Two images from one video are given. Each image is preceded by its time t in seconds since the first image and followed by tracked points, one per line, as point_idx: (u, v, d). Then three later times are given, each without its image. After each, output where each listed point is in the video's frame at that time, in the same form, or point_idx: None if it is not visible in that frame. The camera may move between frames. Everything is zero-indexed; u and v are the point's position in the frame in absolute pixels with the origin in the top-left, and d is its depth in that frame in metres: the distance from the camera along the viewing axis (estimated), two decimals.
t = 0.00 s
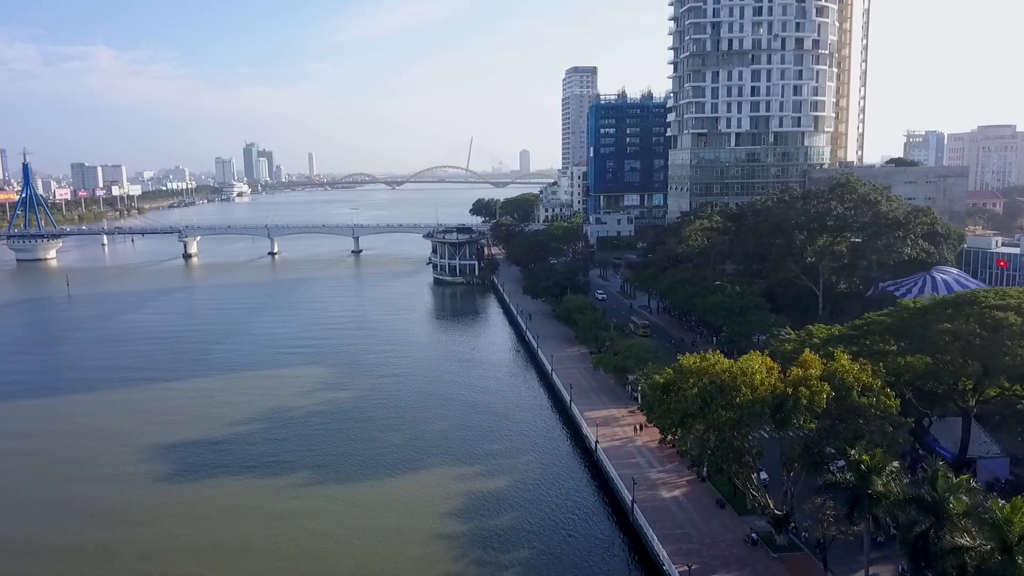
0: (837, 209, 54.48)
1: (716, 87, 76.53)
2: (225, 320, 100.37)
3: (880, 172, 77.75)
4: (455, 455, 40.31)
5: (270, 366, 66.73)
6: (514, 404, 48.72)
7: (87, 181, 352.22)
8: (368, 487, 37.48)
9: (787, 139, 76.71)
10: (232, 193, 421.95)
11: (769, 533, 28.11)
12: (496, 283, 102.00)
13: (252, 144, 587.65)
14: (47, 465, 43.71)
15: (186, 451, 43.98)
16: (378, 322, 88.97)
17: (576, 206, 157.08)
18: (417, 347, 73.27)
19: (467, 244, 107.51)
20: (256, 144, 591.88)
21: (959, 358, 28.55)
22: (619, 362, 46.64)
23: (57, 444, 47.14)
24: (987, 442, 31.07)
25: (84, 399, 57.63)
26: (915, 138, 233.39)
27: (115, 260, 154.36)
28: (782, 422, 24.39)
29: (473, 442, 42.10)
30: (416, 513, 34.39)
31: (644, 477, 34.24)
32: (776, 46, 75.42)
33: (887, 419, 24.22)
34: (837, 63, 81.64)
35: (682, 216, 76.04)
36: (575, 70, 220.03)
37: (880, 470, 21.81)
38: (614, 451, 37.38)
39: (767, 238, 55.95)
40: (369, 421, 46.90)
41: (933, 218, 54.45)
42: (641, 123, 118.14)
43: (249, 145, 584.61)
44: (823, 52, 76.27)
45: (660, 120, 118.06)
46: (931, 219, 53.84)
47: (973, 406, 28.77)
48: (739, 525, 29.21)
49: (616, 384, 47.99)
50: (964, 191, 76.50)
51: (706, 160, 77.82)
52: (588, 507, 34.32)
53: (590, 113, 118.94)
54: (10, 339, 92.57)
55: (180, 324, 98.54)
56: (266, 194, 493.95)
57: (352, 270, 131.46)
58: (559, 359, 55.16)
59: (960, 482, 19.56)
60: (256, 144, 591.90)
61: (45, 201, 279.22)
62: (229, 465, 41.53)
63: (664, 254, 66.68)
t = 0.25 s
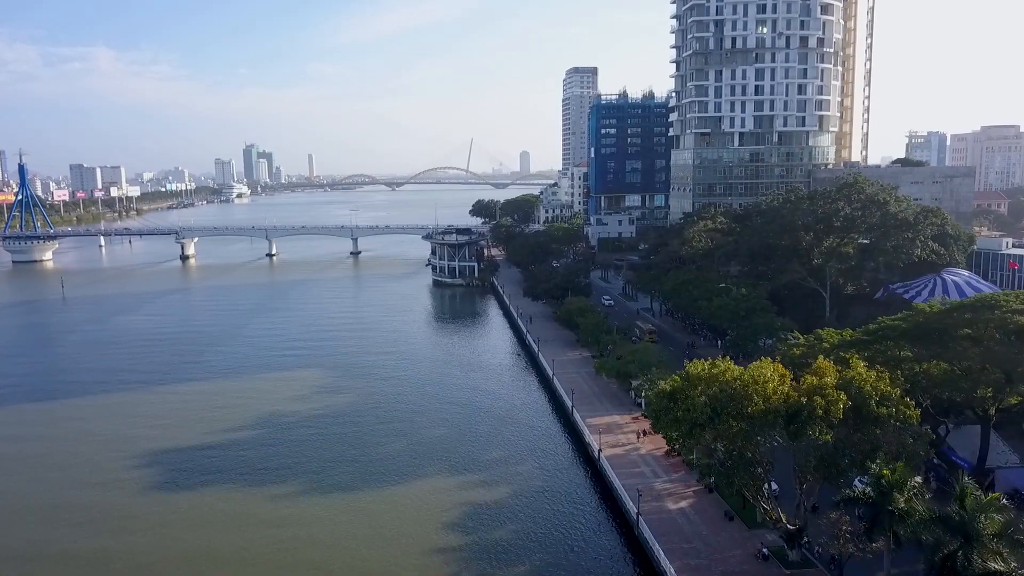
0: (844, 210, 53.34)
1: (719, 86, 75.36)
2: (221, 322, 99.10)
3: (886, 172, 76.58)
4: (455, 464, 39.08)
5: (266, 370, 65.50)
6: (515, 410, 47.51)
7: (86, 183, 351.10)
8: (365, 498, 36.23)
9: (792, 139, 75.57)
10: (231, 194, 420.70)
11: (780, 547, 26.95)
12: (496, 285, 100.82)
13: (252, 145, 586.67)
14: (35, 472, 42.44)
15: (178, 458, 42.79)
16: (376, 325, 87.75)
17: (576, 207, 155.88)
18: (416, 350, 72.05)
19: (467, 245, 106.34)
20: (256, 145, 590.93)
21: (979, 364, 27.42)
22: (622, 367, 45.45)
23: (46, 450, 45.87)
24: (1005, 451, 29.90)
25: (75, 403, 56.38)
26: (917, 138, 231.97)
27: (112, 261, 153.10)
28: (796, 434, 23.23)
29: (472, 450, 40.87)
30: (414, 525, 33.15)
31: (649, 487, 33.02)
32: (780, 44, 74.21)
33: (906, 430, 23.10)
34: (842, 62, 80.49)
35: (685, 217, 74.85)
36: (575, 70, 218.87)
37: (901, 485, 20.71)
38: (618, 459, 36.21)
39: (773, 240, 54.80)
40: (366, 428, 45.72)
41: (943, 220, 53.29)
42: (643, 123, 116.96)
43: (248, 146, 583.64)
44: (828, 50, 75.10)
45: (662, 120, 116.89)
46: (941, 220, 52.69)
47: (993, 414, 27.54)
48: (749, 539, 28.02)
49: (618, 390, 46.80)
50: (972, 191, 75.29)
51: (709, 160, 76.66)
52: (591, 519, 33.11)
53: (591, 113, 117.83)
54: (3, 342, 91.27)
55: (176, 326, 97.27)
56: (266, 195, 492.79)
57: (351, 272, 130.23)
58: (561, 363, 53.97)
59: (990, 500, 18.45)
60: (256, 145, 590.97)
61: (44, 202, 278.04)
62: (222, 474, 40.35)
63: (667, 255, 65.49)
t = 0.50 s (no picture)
0: (853, 211, 52.09)
1: (723, 85, 74.05)
2: (217, 325, 97.81)
3: (892, 172, 75.28)
4: (453, 474, 37.76)
5: (261, 375, 64.21)
6: (515, 417, 46.18)
7: (84, 184, 349.84)
8: (359, 511, 34.84)
9: (796, 138, 74.29)
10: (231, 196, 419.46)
11: (794, 565, 25.65)
12: (496, 287, 99.55)
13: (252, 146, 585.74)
14: (19, 481, 41.10)
15: (167, 467, 41.51)
16: (374, 328, 86.44)
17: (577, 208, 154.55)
18: (414, 354, 70.75)
19: (467, 247, 105.04)
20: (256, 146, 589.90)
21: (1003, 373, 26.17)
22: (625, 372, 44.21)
23: (31, 457, 44.50)
24: None
25: (64, 409, 55.03)
26: (920, 139, 230.53)
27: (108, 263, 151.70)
28: (813, 449, 21.87)
29: (471, 459, 39.53)
30: (409, 540, 31.77)
31: (655, 500, 31.68)
32: (785, 42, 72.90)
33: (930, 444, 21.83)
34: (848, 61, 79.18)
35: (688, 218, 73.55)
36: (575, 70, 217.29)
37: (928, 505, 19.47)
38: (622, 470, 34.91)
39: (779, 241, 53.51)
40: (362, 435, 44.43)
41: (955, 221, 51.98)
42: (644, 123, 115.68)
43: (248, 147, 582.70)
44: (834, 48, 73.78)
45: (664, 120, 115.61)
46: (953, 221, 51.39)
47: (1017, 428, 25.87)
48: (761, 557, 26.70)
49: (621, 396, 45.48)
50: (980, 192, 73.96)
51: (712, 160, 75.37)
52: (594, 534, 31.79)
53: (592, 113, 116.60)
54: None
55: (171, 329, 95.98)
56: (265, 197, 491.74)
57: (350, 274, 128.96)
58: (562, 368, 52.67)
59: None
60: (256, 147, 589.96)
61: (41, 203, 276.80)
62: (212, 484, 39.08)
63: (670, 257, 64.17)
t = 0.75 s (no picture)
0: (863, 211, 50.79)
1: (727, 83, 72.72)
2: (213, 328, 96.47)
3: (900, 173, 73.90)
4: (451, 486, 36.38)
5: (256, 380, 62.88)
6: (516, 424, 44.83)
7: (82, 184, 348.57)
8: (352, 524, 33.43)
9: (802, 138, 72.93)
10: (230, 197, 418.18)
11: None
12: (496, 289, 98.20)
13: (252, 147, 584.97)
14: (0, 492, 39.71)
15: (155, 478, 40.15)
16: (371, 331, 85.07)
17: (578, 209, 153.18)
18: (412, 358, 69.40)
19: (466, 248, 103.70)
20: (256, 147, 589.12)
21: None
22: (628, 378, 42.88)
23: (14, 466, 43.19)
24: None
25: (52, 415, 53.69)
26: (923, 139, 229.18)
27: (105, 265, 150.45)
28: (834, 467, 20.41)
29: (469, 469, 38.14)
30: (403, 557, 30.35)
31: (662, 515, 30.27)
32: (790, 40, 71.51)
33: (959, 461, 20.43)
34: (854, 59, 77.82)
35: (691, 219, 72.21)
36: (576, 70, 215.93)
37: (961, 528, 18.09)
38: (626, 483, 33.51)
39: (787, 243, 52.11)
40: (356, 444, 43.07)
41: (967, 222, 50.63)
42: (646, 123, 114.37)
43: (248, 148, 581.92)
44: (840, 46, 72.41)
45: (666, 120, 114.26)
46: (965, 223, 50.04)
47: None
48: None
49: (624, 403, 44.13)
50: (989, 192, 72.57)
51: (716, 160, 74.04)
52: (597, 551, 30.39)
53: (594, 113, 115.39)
54: None
55: (167, 332, 94.64)
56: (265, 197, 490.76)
57: (348, 276, 127.60)
58: (564, 374, 51.30)
59: None
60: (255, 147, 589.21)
61: (39, 203, 275.94)
62: (201, 495, 37.74)
63: (673, 259, 62.84)
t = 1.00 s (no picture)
0: (874, 212, 49.37)
1: (732, 81, 71.24)
2: (209, 331, 95.10)
3: (908, 173, 72.41)
4: (447, 499, 34.90)
5: (249, 386, 61.44)
6: (515, 433, 43.34)
7: (80, 185, 347.10)
8: (345, 540, 31.95)
9: (808, 137, 71.45)
10: (229, 197, 416.80)
11: None
12: (496, 291, 96.77)
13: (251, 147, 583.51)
14: None
15: (140, 491, 38.69)
16: (369, 334, 83.65)
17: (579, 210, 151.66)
18: (410, 362, 67.98)
19: (465, 250, 102.24)
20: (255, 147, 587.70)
21: None
22: (633, 386, 41.49)
23: None
24: None
25: (39, 422, 52.21)
26: (926, 139, 227.66)
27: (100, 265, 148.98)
28: (859, 491, 18.91)
29: (467, 481, 36.66)
30: None
31: (669, 532, 28.82)
32: (796, 37, 69.91)
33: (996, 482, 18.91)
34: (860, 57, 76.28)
35: (695, 220, 70.78)
36: (576, 70, 213.68)
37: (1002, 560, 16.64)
38: (632, 497, 32.05)
39: (795, 245, 50.64)
40: (351, 453, 41.61)
41: (982, 224, 49.10)
42: (648, 123, 112.85)
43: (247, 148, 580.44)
44: (847, 43, 70.88)
45: (668, 120, 112.76)
46: (980, 224, 48.54)
47: None
48: None
49: (628, 410, 42.68)
50: (999, 192, 71.09)
51: (720, 159, 72.55)
52: (602, 570, 28.93)
53: (595, 113, 113.95)
54: None
55: (161, 335, 93.26)
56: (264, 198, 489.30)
57: (346, 277, 126.14)
58: (566, 379, 49.84)
59: None
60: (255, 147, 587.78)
61: (36, 203, 274.43)
62: (187, 509, 36.29)
63: (677, 261, 61.36)
